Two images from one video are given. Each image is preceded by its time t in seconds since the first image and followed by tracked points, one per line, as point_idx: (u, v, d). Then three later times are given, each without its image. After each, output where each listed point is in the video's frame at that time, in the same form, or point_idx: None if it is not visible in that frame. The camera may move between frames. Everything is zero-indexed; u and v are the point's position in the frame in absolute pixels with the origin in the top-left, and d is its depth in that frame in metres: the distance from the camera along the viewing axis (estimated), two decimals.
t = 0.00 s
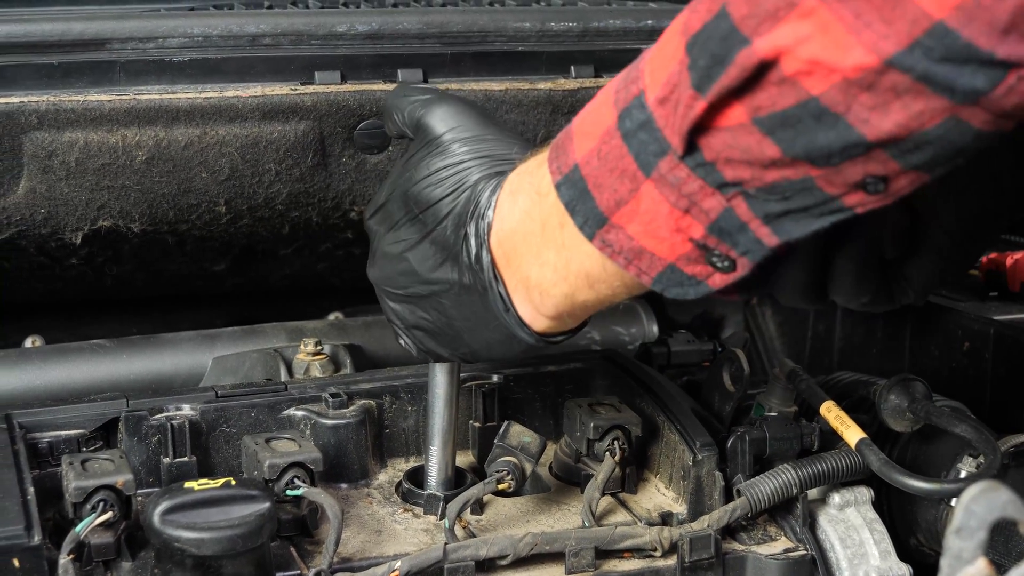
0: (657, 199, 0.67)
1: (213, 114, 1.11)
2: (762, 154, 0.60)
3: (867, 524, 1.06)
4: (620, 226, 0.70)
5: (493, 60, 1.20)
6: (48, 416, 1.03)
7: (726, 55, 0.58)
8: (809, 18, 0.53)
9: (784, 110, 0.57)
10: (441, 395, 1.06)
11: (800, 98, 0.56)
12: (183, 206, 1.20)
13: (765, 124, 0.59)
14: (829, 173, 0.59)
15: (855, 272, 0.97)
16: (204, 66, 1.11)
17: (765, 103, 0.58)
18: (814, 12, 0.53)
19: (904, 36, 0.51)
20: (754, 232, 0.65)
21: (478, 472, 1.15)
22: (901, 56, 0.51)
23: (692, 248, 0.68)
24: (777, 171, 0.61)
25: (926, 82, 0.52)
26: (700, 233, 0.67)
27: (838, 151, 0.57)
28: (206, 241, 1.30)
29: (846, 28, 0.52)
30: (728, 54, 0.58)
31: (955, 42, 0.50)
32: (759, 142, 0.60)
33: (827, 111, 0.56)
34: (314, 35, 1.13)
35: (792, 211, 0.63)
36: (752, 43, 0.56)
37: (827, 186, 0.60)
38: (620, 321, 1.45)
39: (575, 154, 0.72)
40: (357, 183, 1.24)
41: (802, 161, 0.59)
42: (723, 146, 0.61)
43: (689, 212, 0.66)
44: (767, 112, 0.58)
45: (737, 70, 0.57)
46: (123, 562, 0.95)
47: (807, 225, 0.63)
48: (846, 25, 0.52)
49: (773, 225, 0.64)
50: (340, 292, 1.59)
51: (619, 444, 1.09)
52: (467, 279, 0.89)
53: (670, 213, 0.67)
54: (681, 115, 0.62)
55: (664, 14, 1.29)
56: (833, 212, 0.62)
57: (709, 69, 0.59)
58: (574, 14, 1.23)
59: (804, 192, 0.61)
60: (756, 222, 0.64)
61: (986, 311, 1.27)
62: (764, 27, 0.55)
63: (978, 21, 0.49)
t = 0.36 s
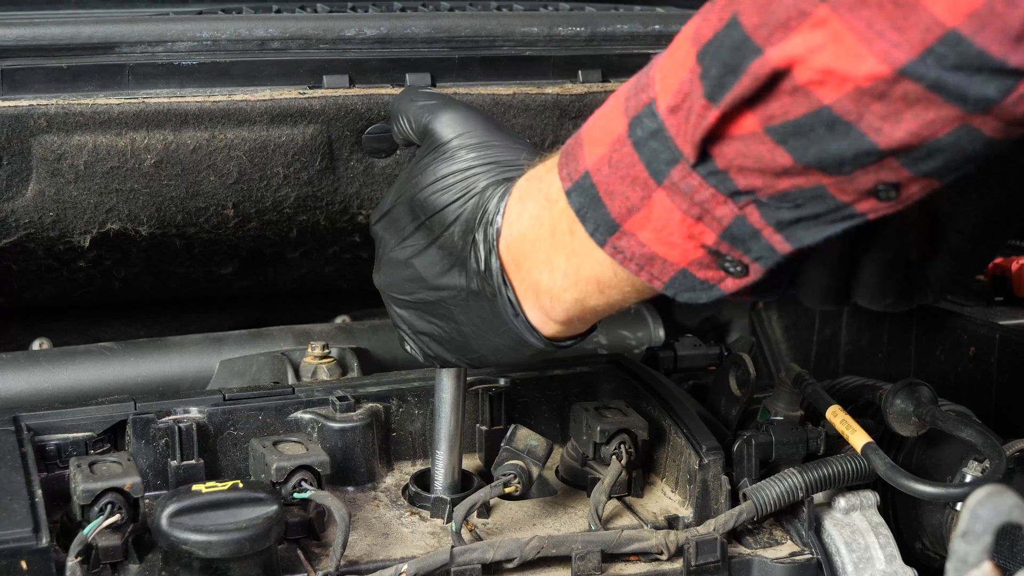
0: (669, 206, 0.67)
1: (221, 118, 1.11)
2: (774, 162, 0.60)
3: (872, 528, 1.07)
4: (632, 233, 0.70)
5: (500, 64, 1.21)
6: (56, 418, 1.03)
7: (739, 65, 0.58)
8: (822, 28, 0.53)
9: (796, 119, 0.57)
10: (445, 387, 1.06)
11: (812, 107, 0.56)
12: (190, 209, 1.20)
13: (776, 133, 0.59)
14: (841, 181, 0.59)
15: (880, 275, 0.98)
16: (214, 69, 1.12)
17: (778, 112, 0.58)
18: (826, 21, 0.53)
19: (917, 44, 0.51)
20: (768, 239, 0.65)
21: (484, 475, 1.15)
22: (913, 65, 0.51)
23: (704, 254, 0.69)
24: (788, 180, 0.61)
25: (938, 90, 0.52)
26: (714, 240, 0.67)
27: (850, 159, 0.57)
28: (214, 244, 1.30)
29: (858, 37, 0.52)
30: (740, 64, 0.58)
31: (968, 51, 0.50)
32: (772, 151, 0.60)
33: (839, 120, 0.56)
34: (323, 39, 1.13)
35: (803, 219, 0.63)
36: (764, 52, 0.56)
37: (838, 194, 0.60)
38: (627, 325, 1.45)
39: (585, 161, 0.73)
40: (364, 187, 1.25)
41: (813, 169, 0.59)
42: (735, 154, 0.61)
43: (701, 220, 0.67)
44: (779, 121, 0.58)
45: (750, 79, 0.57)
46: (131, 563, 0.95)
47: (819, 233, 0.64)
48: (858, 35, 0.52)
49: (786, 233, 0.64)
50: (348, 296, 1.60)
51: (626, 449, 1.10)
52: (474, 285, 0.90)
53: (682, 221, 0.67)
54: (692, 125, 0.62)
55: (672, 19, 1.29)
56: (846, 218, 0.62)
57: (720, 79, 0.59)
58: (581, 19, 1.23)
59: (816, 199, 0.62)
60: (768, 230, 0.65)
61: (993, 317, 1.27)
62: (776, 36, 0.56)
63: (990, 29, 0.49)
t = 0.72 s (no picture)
0: (670, 208, 0.67)
1: (221, 117, 1.11)
2: (776, 165, 0.60)
3: (872, 528, 1.06)
4: (633, 235, 0.70)
5: (500, 64, 1.21)
6: (56, 418, 1.03)
7: (742, 68, 0.58)
8: (825, 31, 0.53)
9: (797, 122, 0.57)
10: (445, 384, 1.06)
11: (814, 111, 0.56)
12: (190, 209, 1.20)
13: (779, 136, 0.59)
14: (842, 185, 0.59)
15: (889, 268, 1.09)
16: (213, 68, 1.12)
17: (779, 116, 0.58)
18: (829, 25, 0.53)
19: (919, 48, 0.51)
20: (768, 242, 0.65)
21: (483, 475, 1.16)
22: (919, 70, 0.51)
23: (704, 256, 0.68)
24: (789, 183, 0.61)
25: (940, 95, 0.52)
26: (713, 242, 0.67)
27: (852, 163, 0.57)
28: (214, 244, 1.30)
29: (861, 41, 0.52)
30: (743, 67, 0.58)
31: (970, 56, 0.50)
32: (773, 154, 0.60)
33: (841, 123, 0.56)
34: (323, 39, 1.13)
35: (805, 222, 0.63)
36: (767, 56, 0.56)
37: (840, 197, 0.60)
38: (627, 326, 1.45)
39: (587, 162, 0.73)
40: (364, 186, 1.25)
41: (815, 172, 0.59)
42: (737, 157, 0.61)
43: (702, 222, 0.66)
44: (781, 124, 0.58)
45: (752, 82, 0.57)
46: (131, 562, 0.95)
47: (820, 235, 0.64)
48: (862, 39, 0.52)
49: (787, 236, 0.64)
50: (348, 296, 1.60)
51: (625, 448, 1.10)
52: (474, 285, 0.90)
53: (683, 222, 0.67)
54: (694, 128, 0.62)
55: (672, 19, 1.29)
56: (846, 221, 0.62)
57: (723, 82, 0.59)
58: (581, 19, 1.23)
59: (817, 202, 0.61)
60: (770, 232, 0.64)
61: (992, 317, 1.27)
62: (778, 40, 0.55)
63: (993, 35, 0.49)
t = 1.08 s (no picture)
0: (663, 206, 0.67)
1: (217, 114, 1.11)
2: (767, 163, 0.60)
3: (869, 525, 1.06)
4: (625, 232, 0.70)
5: (496, 61, 1.20)
6: (51, 415, 1.03)
7: (733, 65, 0.58)
8: (816, 29, 0.53)
9: (789, 120, 0.58)
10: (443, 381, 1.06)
11: (805, 109, 0.56)
12: (186, 206, 1.20)
13: (770, 134, 0.59)
14: (833, 184, 0.59)
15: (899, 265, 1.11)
16: (209, 64, 1.11)
17: (772, 113, 0.58)
18: (820, 23, 0.53)
19: (910, 48, 0.51)
20: (759, 240, 0.65)
21: (481, 472, 1.16)
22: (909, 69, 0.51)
23: (697, 255, 0.68)
24: (781, 181, 0.61)
25: (930, 94, 0.52)
26: (706, 241, 0.67)
27: (842, 162, 0.57)
28: (210, 240, 1.30)
29: (852, 39, 0.52)
30: (734, 64, 0.58)
31: (960, 55, 0.50)
32: (765, 152, 0.60)
33: (832, 122, 0.56)
34: (319, 35, 1.13)
35: (795, 221, 0.63)
36: (759, 53, 0.56)
37: (831, 197, 0.60)
38: (624, 322, 1.45)
39: (582, 159, 0.72)
40: (360, 184, 1.24)
41: (806, 170, 0.59)
42: (728, 154, 0.61)
43: (694, 220, 0.66)
44: (773, 122, 0.58)
45: (744, 79, 0.57)
46: (126, 560, 0.95)
47: (810, 234, 0.63)
48: (852, 37, 0.52)
49: (778, 234, 0.64)
50: (346, 294, 1.60)
51: (621, 446, 1.10)
52: (470, 282, 0.89)
53: (675, 220, 0.67)
54: (687, 125, 0.62)
55: (669, 16, 1.29)
56: (837, 221, 0.62)
57: (715, 79, 0.59)
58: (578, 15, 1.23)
59: (809, 202, 0.61)
60: (761, 231, 0.64)
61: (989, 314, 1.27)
62: (771, 37, 0.55)
63: (983, 33, 0.49)
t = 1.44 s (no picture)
0: (660, 213, 0.67)
1: (212, 112, 1.11)
2: (764, 173, 0.60)
3: (867, 523, 1.06)
4: (623, 239, 0.70)
5: (492, 59, 1.20)
6: (47, 415, 1.03)
7: (731, 76, 0.58)
8: (813, 41, 0.53)
9: (786, 131, 0.57)
10: (438, 380, 1.06)
11: (803, 120, 0.56)
12: (181, 205, 1.20)
13: (768, 143, 0.59)
14: (830, 195, 0.59)
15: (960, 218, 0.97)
16: (204, 63, 1.11)
17: (769, 124, 0.58)
18: (817, 35, 0.53)
19: (908, 60, 0.51)
20: (757, 250, 0.65)
21: (478, 471, 1.15)
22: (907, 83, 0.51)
23: (694, 262, 0.68)
24: (779, 192, 0.61)
25: (928, 107, 0.51)
26: (703, 248, 0.67)
27: (840, 174, 0.57)
28: (206, 239, 1.30)
29: (850, 52, 0.52)
30: (732, 74, 0.58)
31: (958, 68, 0.50)
32: (763, 161, 0.60)
33: (829, 133, 0.56)
34: (314, 33, 1.12)
35: (793, 230, 0.63)
36: (756, 65, 0.56)
37: (829, 207, 0.60)
38: (621, 321, 1.45)
39: (579, 164, 0.72)
40: (356, 182, 1.24)
41: (803, 181, 0.59)
42: (726, 163, 0.61)
43: (692, 228, 0.66)
44: (770, 133, 0.58)
45: (742, 90, 0.57)
46: (123, 560, 0.95)
47: (808, 244, 0.64)
48: (850, 50, 0.52)
49: (775, 244, 0.64)
50: (343, 292, 1.59)
51: (618, 444, 1.09)
52: (466, 284, 0.89)
53: (673, 228, 0.67)
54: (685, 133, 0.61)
55: (666, 13, 1.29)
56: (835, 230, 0.62)
57: (712, 90, 0.59)
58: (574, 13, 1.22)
59: (806, 212, 0.61)
60: (758, 240, 0.64)
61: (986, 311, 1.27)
62: (768, 48, 0.55)
63: (982, 46, 0.48)
